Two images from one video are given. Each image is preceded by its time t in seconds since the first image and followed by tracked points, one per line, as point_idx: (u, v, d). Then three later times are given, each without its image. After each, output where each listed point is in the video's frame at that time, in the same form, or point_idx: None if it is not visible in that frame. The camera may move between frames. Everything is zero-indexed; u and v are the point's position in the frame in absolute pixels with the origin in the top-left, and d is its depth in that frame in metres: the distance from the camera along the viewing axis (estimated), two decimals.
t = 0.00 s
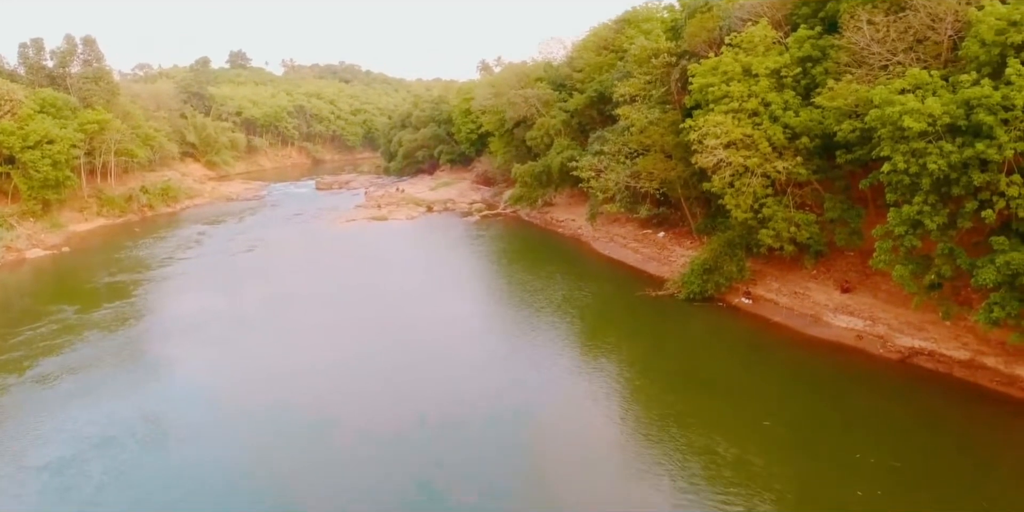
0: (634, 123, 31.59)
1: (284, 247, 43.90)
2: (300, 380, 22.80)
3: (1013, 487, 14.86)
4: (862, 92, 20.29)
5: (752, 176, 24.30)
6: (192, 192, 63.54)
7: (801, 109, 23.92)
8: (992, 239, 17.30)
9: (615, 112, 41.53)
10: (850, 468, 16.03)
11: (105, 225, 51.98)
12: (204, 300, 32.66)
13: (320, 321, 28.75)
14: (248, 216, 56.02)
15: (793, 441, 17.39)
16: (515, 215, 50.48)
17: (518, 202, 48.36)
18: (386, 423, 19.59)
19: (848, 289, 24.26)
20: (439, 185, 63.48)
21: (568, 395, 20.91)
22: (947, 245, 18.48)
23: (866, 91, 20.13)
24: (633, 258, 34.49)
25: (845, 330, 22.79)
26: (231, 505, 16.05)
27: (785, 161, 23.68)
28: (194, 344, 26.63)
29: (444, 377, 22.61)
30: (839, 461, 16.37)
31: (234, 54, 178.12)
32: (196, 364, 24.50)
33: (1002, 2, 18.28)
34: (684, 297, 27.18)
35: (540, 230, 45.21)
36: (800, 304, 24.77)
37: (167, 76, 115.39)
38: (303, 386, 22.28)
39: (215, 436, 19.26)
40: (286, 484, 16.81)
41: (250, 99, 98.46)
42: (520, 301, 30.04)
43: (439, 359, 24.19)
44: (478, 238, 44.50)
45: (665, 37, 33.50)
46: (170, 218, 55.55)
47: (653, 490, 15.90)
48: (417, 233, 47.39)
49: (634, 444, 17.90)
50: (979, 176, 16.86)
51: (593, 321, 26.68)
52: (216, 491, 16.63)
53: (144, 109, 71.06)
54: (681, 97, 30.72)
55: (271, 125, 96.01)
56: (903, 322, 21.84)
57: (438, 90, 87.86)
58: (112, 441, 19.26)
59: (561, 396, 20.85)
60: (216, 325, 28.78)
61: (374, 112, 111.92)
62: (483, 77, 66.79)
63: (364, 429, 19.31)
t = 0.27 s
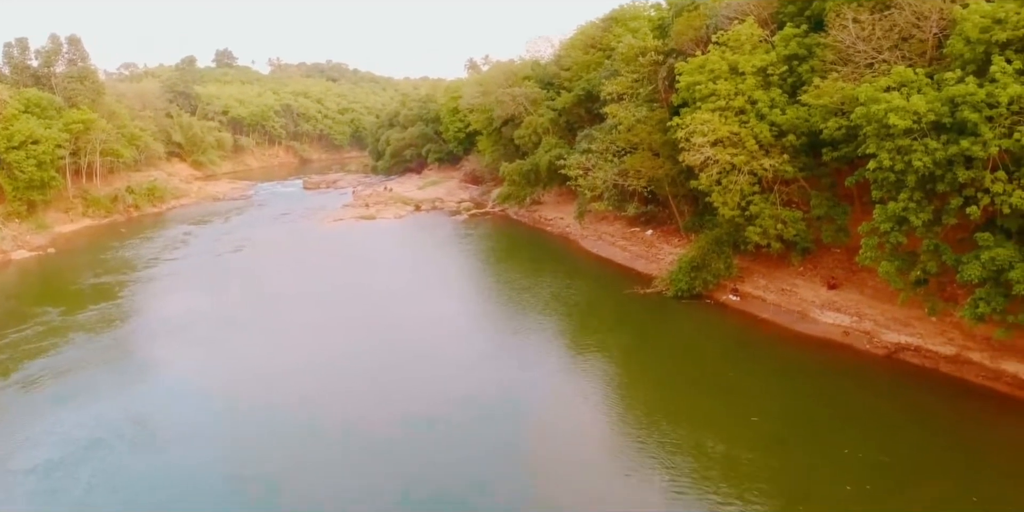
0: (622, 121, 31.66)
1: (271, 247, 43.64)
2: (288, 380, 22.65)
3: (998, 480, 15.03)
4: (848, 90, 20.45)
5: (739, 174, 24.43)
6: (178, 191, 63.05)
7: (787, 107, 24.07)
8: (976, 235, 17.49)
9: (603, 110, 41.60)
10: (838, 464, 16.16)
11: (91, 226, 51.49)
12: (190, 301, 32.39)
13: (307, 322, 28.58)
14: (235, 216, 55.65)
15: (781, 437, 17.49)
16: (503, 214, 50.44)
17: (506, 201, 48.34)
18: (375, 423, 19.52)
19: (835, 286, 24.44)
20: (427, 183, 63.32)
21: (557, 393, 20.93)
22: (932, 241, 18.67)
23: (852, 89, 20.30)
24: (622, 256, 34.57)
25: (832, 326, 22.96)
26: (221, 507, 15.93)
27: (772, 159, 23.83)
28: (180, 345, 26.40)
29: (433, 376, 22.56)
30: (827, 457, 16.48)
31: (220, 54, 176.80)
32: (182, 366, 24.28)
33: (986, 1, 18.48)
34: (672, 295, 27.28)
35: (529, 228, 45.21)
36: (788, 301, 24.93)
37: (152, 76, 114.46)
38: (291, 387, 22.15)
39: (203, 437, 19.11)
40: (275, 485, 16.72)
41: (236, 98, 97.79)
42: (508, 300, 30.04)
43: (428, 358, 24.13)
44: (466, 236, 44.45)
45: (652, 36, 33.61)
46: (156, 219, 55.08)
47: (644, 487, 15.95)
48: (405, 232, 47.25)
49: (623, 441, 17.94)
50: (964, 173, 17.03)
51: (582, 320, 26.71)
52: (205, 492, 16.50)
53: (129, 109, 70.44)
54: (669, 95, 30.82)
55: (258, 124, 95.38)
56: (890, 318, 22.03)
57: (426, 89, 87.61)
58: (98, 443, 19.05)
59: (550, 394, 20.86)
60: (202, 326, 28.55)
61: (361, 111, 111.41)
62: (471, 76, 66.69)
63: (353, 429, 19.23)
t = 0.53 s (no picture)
0: (614, 121, 31.76)
1: (263, 248, 43.51)
2: (282, 382, 22.62)
3: (991, 477, 15.19)
4: (838, 90, 20.63)
5: (731, 173, 24.57)
6: (169, 193, 62.76)
7: (778, 107, 24.23)
8: (966, 234, 17.68)
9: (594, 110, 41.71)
10: (830, 461, 16.31)
11: (81, 227, 51.18)
12: (182, 303, 32.26)
13: (299, 323, 28.53)
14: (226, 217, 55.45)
15: (773, 435, 17.63)
16: (495, 214, 50.49)
17: (498, 201, 48.38)
18: (369, 424, 19.53)
19: (826, 285, 24.62)
20: (419, 184, 63.27)
21: (550, 392, 21.02)
22: (922, 240, 18.85)
23: (842, 89, 20.48)
24: (614, 256, 34.68)
25: (823, 325, 23.14)
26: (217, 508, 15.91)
27: (763, 159, 23.99)
28: (172, 347, 26.29)
29: (427, 376, 22.59)
30: (819, 455, 16.63)
31: (210, 54, 175.96)
32: (174, 368, 24.19)
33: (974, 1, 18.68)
34: (664, 294, 27.41)
35: (521, 229, 45.25)
36: (779, 300, 25.10)
37: (142, 76, 113.83)
38: (284, 388, 22.13)
39: (197, 439, 19.07)
40: (270, 486, 16.72)
41: (227, 99, 97.38)
42: (500, 300, 30.07)
43: (420, 358, 24.17)
44: (458, 237, 44.44)
45: (644, 36, 33.74)
46: (147, 220, 54.80)
47: (639, 485, 16.06)
48: (397, 232, 47.21)
49: (617, 441, 17.97)
50: (954, 172, 17.20)
51: (575, 319, 26.80)
52: (200, 494, 16.48)
53: (119, 109, 70.06)
54: (660, 95, 30.94)
55: (249, 124, 95.01)
56: (880, 317, 22.23)
57: (418, 90, 87.49)
58: (91, 446, 18.97)
59: (544, 393, 20.96)
60: (193, 328, 28.44)
61: (353, 111, 111.16)
62: (463, 76, 66.70)
63: (347, 430, 19.24)
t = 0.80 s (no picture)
0: (608, 122, 31.84)
1: (257, 250, 43.42)
2: (277, 383, 22.59)
3: (983, 476, 15.31)
4: (831, 91, 20.75)
5: (724, 174, 24.66)
6: (163, 194, 62.58)
7: (771, 108, 24.35)
8: (959, 235, 17.79)
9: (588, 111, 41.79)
10: (824, 461, 16.41)
11: (74, 229, 50.97)
12: (175, 305, 32.17)
13: (294, 324, 28.51)
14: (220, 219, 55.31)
15: (768, 435, 17.72)
16: (489, 215, 50.51)
17: (493, 202, 48.43)
18: (365, 425, 19.54)
19: (819, 285, 24.74)
20: (414, 185, 63.24)
21: (545, 393, 21.07)
22: (915, 240, 18.98)
23: (835, 90, 20.60)
24: (608, 256, 34.76)
25: (817, 325, 23.26)
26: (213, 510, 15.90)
27: (756, 159, 24.09)
28: (166, 350, 26.21)
29: (422, 377, 22.62)
30: (813, 454, 16.73)
31: (204, 54, 175.41)
32: (168, 370, 24.11)
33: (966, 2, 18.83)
34: (658, 295, 27.49)
35: (515, 230, 45.30)
36: (773, 301, 25.21)
37: (136, 77, 113.48)
38: (280, 389, 22.10)
39: (193, 441, 19.03)
40: (267, 488, 16.70)
41: (221, 100, 97.14)
42: (494, 301, 30.10)
43: (415, 359, 24.19)
44: (452, 238, 44.45)
45: (637, 37, 33.82)
46: (140, 221, 54.61)
47: (634, 485, 16.13)
48: (391, 234, 47.18)
49: (612, 442, 18.04)
50: (946, 173, 17.31)
51: (569, 320, 26.87)
52: (196, 496, 16.45)
53: (112, 111, 69.82)
54: (654, 96, 31.01)
55: (242, 125, 94.77)
56: (874, 317, 22.35)
57: (412, 91, 87.47)
58: (86, 449, 18.90)
59: (539, 394, 21.01)
60: (187, 330, 28.37)
61: (347, 112, 111.00)
62: (457, 77, 66.71)
63: (343, 431, 19.23)
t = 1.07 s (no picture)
0: (600, 124, 31.95)
1: (249, 252, 43.31)
2: (271, 385, 22.56)
3: (974, 475, 15.47)
4: (823, 93, 20.92)
5: (717, 176, 24.79)
6: (154, 196, 62.32)
7: (763, 110, 24.52)
8: (950, 235, 17.96)
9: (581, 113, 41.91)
10: (817, 461, 16.53)
11: (66, 231, 50.70)
12: (167, 308, 32.04)
13: (286, 326, 28.45)
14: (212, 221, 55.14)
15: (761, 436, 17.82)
16: (482, 217, 50.57)
17: (485, 204, 48.50)
18: (359, 427, 19.53)
19: (811, 286, 24.91)
20: (407, 187, 63.24)
21: (538, 394, 21.14)
22: (906, 241, 19.15)
23: (826, 92, 20.78)
24: (601, 258, 34.87)
25: (809, 325, 23.41)
26: None
27: (748, 161, 24.25)
28: (158, 353, 26.11)
29: (415, 379, 22.63)
30: (805, 455, 16.84)
31: (195, 56, 174.85)
32: (160, 374, 24.01)
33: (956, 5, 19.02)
34: (651, 296, 27.60)
35: (508, 231, 45.37)
36: (765, 302, 25.36)
37: (127, 79, 113.01)
38: (273, 392, 22.07)
39: (187, 444, 18.97)
40: (262, 491, 16.67)
41: (213, 102, 96.84)
42: (487, 303, 30.13)
43: (408, 361, 24.20)
44: (445, 240, 44.47)
45: (630, 40, 33.95)
46: (132, 224, 54.35)
47: (629, 486, 16.21)
48: (384, 236, 47.14)
49: (606, 443, 18.11)
50: (937, 174, 17.49)
51: (562, 322, 26.94)
52: (190, 499, 16.41)
53: (104, 113, 69.52)
54: (646, 98, 31.11)
55: (235, 127, 94.50)
56: (866, 317, 22.53)
57: (405, 93, 87.47)
58: (79, 452, 18.82)
59: (532, 395, 21.08)
60: (179, 333, 28.26)
61: (340, 114, 110.87)
62: (450, 79, 66.77)
63: (337, 433, 19.23)
